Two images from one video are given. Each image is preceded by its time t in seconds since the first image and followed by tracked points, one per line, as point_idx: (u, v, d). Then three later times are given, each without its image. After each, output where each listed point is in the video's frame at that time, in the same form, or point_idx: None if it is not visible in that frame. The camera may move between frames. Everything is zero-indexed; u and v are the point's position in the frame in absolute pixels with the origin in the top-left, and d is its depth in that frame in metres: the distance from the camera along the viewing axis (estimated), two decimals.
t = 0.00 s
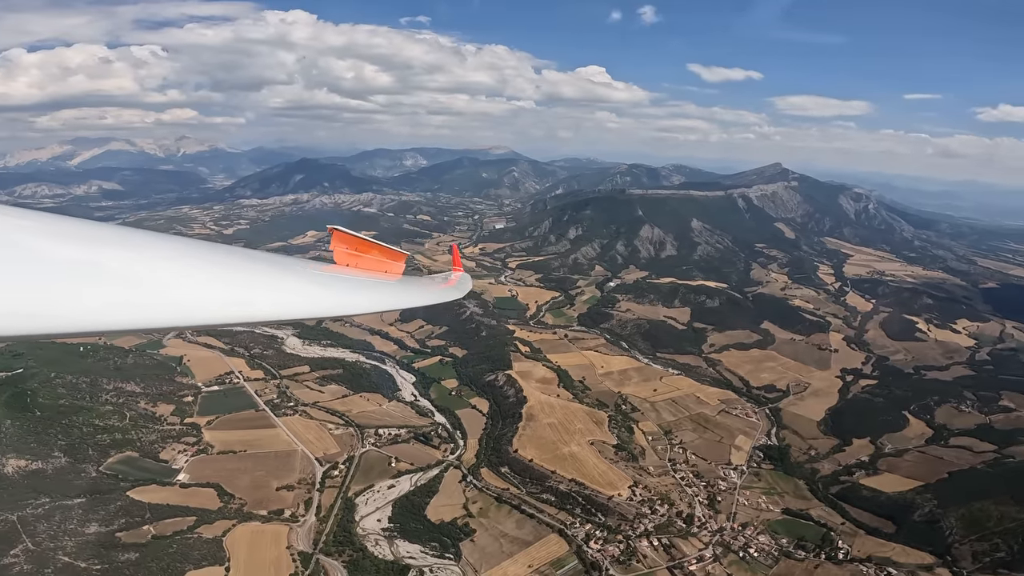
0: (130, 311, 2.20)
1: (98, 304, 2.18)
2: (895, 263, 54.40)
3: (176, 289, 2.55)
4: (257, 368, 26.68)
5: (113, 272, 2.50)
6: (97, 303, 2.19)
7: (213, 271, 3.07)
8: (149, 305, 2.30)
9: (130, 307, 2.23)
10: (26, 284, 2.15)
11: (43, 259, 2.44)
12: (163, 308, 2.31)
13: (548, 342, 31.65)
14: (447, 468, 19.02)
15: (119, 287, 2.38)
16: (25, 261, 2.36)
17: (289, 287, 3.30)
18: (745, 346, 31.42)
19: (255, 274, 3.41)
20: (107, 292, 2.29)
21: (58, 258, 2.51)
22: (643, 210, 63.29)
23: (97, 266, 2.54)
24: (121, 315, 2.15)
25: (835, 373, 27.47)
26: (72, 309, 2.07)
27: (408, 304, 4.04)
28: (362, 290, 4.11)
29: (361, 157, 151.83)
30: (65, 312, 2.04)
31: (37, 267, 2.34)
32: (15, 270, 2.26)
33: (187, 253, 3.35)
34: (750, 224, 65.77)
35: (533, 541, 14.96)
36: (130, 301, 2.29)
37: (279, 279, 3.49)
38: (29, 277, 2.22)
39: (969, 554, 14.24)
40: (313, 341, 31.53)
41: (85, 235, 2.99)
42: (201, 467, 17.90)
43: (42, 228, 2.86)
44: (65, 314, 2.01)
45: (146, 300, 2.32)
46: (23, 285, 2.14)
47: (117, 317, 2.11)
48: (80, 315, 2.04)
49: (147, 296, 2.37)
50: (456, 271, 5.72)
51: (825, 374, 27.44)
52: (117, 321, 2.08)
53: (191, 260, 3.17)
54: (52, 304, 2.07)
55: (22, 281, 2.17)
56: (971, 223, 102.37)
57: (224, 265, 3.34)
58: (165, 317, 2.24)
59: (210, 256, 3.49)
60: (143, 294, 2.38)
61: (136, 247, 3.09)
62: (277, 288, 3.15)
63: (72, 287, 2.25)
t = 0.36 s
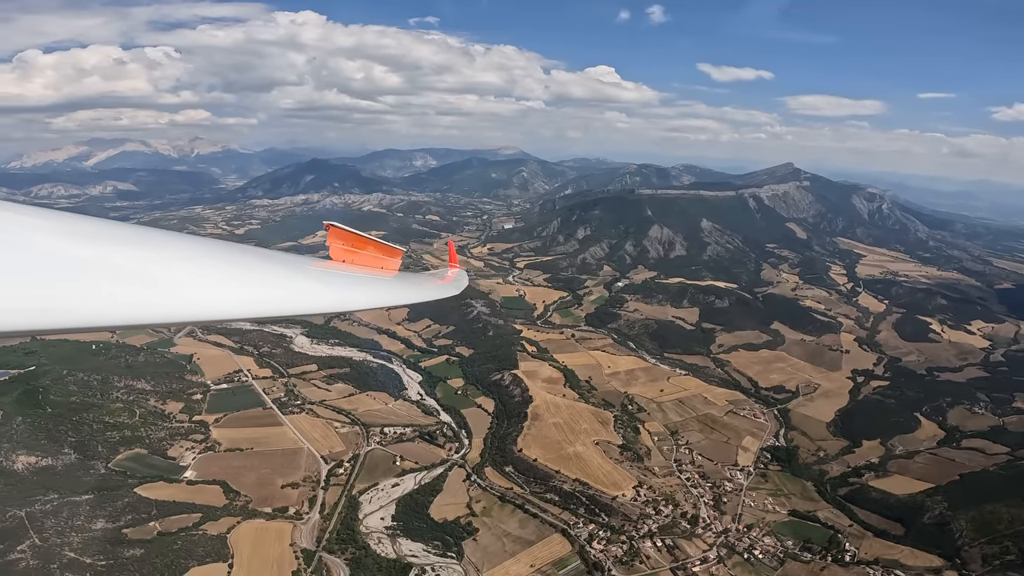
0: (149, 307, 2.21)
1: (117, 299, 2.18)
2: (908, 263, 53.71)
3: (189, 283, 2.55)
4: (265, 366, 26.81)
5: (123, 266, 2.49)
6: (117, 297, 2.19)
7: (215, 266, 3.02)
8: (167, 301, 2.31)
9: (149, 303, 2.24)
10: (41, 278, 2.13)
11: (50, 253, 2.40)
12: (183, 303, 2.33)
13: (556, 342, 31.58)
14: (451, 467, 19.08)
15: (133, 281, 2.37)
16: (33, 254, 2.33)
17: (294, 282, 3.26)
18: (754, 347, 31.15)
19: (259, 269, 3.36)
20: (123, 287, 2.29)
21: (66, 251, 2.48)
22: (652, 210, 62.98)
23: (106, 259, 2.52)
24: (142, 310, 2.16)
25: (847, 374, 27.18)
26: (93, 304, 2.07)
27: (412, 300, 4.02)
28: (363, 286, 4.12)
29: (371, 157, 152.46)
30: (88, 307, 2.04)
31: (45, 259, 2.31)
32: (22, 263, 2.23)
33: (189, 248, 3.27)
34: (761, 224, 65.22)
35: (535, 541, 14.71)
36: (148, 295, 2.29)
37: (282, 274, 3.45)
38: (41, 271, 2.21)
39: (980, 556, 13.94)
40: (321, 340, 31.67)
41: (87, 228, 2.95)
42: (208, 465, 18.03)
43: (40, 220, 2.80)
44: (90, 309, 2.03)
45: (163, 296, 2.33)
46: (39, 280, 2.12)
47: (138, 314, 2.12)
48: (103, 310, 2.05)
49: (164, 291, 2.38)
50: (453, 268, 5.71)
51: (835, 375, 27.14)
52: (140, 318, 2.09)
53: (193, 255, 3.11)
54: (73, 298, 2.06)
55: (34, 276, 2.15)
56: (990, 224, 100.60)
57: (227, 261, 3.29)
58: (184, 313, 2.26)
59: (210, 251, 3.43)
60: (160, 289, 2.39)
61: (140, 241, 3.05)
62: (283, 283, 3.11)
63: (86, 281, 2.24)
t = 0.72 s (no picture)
0: (143, 303, 2.19)
1: (111, 295, 2.17)
2: (927, 264, 52.72)
3: (183, 279, 2.53)
4: (277, 365, 27.01)
5: (117, 262, 2.46)
6: (110, 294, 2.17)
7: (214, 264, 3.00)
8: (161, 297, 2.29)
9: (143, 300, 2.23)
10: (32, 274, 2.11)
11: (45, 246, 2.39)
12: (179, 299, 2.32)
13: (565, 342, 31.49)
14: (458, 466, 18.88)
15: (128, 276, 2.35)
16: (25, 248, 2.32)
17: (293, 279, 3.24)
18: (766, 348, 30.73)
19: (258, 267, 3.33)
20: (116, 282, 2.27)
21: (60, 245, 2.47)
22: (664, 210, 62.58)
23: (101, 255, 2.49)
24: (136, 308, 2.14)
25: (861, 375, 26.77)
26: (86, 300, 2.06)
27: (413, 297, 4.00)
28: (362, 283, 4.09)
29: (384, 158, 153.22)
30: (80, 304, 2.02)
31: (38, 254, 2.29)
32: (14, 258, 2.21)
33: (188, 247, 3.25)
34: (775, 224, 64.46)
35: (540, 541, 14.76)
36: (141, 291, 2.28)
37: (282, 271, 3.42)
38: (31, 266, 2.19)
39: (993, 560, 13.79)
40: (333, 339, 31.86)
41: (81, 224, 2.92)
42: (219, 462, 18.22)
43: (34, 215, 2.79)
44: (82, 305, 2.01)
45: (156, 290, 2.31)
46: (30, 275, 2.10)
47: (131, 310, 2.11)
48: (97, 306, 2.05)
49: (158, 286, 2.36)
50: (451, 265, 5.71)
51: (850, 377, 26.70)
52: (136, 315, 2.08)
53: (191, 253, 3.09)
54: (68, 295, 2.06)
55: (26, 271, 2.14)
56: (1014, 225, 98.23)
57: (227, 259, 3.27)
58: (179, 309, 2.24)
59: (210, 249, 3.41)
60: (155, 284, 2.37)
61: (134, 238, 3.02)
62: (282, 280, 3.09)
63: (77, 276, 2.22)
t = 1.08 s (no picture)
0: (135, 304, 2.12)
1: (101, 295, 2.09)
2: (939, 263, 52.08)
3: (179, 279, 2.45)
4: (282, 363, 27.11)
5: (109, 262, 2.39)
6: (103, 294, 2.11)
7: (210, 263, 2.93)
8: (154, 297, 2.22)
9: (135, 299, 2.15)
10: (22, 275, 2.05)
11: (37, 246, 2.33)
12: (175, 299, 2.25)
13: (571, 341, 31.40)
14: (460, 464, 19.03)
15: (120, 276, 2.28)
16: (16, 249, 2.25)
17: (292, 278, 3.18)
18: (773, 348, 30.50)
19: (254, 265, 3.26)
20: (109, 283, 2.21)
21: (53, 245, 2.40)
22: (672, 210, 62.31)
23: (95, 256, 2.42)
24: (129, 307, 2.07)
25: (870, 376, 26.51)
26: (75, 301, 1.99)
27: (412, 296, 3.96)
28: (361, 282, 3.97)
29: (392, 157, 153.57)
30: (70, 304, 1.95)
31: (29, 254, 2.23)
32: (5, 258, 2.15)
33: (182, 246, 3.17)
34: (784, 224, 63.97)
35: (541, 541, 14.73)
36: (134, 292, 2.20)
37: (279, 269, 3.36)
38: (21, 266, 2.12)
39: (1000, 562, 13.56)
40: (339, 338, 31.96)
41: (70, 222, 2.82)
42: (223, 459, 18.30)
43: (29, 214, 2.73)
44: (74, 306, 1.94)
45: (150, 291, 2.25)
46: (18, 275, 2.04)
47: (124, 310, 2.04)
48: (89, 308, 1.98)
49: (151, 286, 2.28)
50: (447, 261, 5.68)
51: (858, 378, 26.43)
52: (130, 314, 2.02)
53: (186, 252, 3.01)
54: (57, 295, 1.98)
55: (17, 271, 2.07)
56: None
57: (222, 257, 3.20)
58: (172, 308, 2.17)
59: (205, 249, 3.33)
60: (147, 285, 2.29)
61: (127, 236, 2.93)
62: (279, 279, 3.03)
63: (68, 276, 2.15)
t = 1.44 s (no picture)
0: (131, 304, 2.10)
1: (96, 296, 2.08)
2: (951, 265, 51.46)
3: (176, 281, 2.43)
4: (288, 361, 27.22)
5: (107, 264, 2.38)
6: (102, 294, 2.10)
7: (210, 263, 2.92)
8: (152, 298, 2.21)
9: (132, 300, 2.14)
10: (18, 274, 2.05)
11: (34, 247, 2.31)
12: (171, 300, 2.24)
13: (576, 341, 31.34)
14: (463, 463, 19.06)
15: (117, 277, 2.27)
16: (14, 250, 2.24)
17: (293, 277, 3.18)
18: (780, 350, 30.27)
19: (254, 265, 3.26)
20: (106, 283, 2.19)
21: (49, 246, 2.38)
22: (679, 210, 62.06)
23: (93, 256, 2.41)
24: (126, 308, 2.06)
25: (879, 378, 26.28)
26: (75, 302, 1.99)
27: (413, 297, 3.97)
28: (362, 282, 3.89)
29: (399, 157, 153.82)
30: (63, 305, 1.94)
31: (25, 255, 2.20)
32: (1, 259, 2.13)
33: (181, 245, 3.14)
34: (793, 225, 63.44)
35: (542, 540, 14.69)
36: (129, 292, 2.19)
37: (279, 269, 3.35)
38: (17, 266, 2.11)
39: (1008, 566, 13.38)
40: (345, 337, 32.05)
41: (65, 221, 2.78)
42: (227, 456, 18.36)
43: (30, 214, 2.72)
44: (73, 308, 1.94)
45: (146, 292, 2.22)
46: (16, 274, 2.03)
47: (123, 311, 2.04)
48: (82, 309, 1.96)
49: (147, 287, 2.27)
50: (447, 260, 5.68)
51: (867, 379, 26.17)
52: (128, 316, 2.02)
53: (187, 252, 2.99)
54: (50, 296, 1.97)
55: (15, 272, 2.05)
56: None
57: (224, 257, 3.19)
58: (168, 309, 2.16)
59: (204, 248, 3.30)
60: (143, 285, 2.27)
61: (125, 236, 2.91)
62: (281, 279, 3.02)
63: (62, 277, 2.12)
